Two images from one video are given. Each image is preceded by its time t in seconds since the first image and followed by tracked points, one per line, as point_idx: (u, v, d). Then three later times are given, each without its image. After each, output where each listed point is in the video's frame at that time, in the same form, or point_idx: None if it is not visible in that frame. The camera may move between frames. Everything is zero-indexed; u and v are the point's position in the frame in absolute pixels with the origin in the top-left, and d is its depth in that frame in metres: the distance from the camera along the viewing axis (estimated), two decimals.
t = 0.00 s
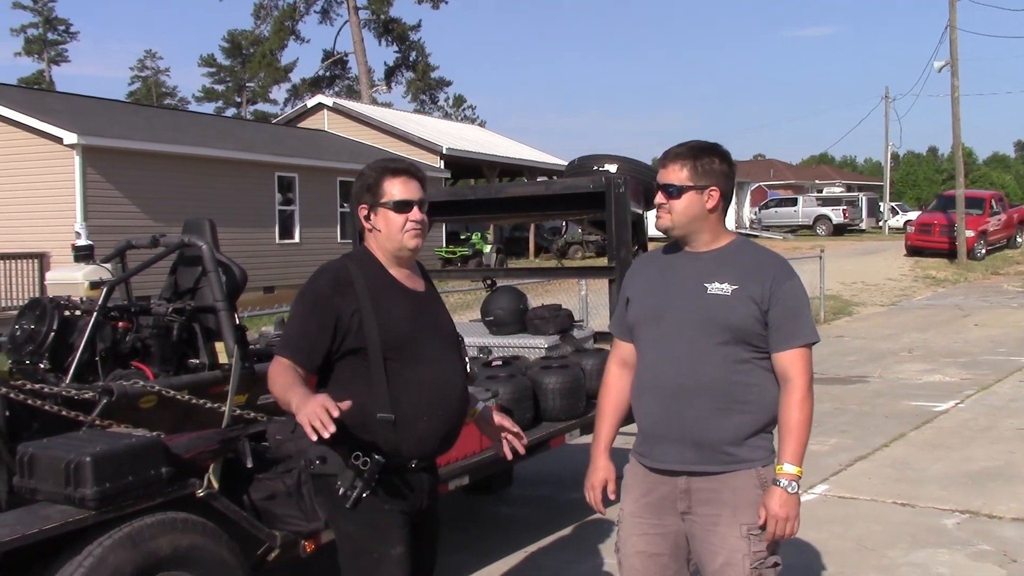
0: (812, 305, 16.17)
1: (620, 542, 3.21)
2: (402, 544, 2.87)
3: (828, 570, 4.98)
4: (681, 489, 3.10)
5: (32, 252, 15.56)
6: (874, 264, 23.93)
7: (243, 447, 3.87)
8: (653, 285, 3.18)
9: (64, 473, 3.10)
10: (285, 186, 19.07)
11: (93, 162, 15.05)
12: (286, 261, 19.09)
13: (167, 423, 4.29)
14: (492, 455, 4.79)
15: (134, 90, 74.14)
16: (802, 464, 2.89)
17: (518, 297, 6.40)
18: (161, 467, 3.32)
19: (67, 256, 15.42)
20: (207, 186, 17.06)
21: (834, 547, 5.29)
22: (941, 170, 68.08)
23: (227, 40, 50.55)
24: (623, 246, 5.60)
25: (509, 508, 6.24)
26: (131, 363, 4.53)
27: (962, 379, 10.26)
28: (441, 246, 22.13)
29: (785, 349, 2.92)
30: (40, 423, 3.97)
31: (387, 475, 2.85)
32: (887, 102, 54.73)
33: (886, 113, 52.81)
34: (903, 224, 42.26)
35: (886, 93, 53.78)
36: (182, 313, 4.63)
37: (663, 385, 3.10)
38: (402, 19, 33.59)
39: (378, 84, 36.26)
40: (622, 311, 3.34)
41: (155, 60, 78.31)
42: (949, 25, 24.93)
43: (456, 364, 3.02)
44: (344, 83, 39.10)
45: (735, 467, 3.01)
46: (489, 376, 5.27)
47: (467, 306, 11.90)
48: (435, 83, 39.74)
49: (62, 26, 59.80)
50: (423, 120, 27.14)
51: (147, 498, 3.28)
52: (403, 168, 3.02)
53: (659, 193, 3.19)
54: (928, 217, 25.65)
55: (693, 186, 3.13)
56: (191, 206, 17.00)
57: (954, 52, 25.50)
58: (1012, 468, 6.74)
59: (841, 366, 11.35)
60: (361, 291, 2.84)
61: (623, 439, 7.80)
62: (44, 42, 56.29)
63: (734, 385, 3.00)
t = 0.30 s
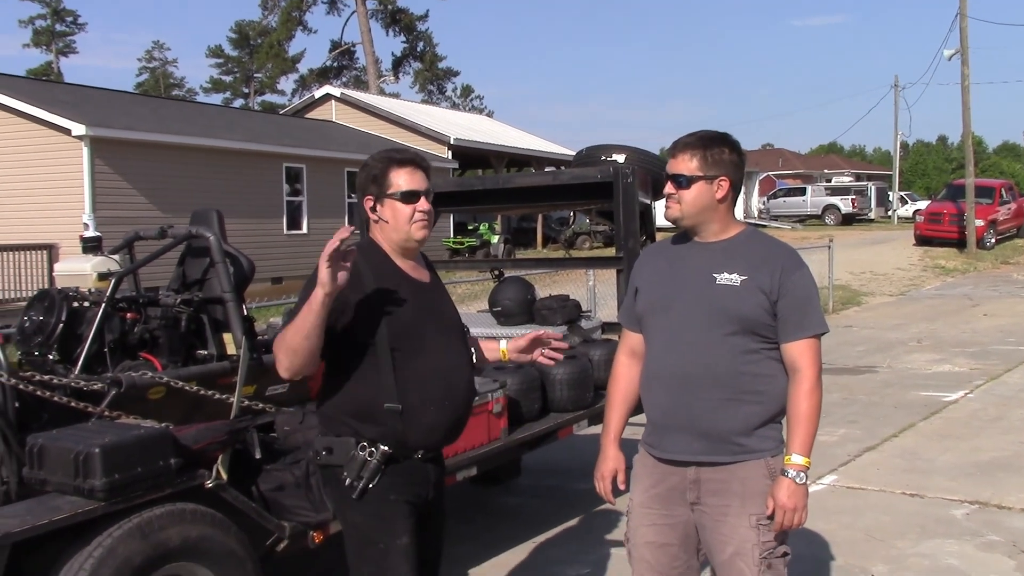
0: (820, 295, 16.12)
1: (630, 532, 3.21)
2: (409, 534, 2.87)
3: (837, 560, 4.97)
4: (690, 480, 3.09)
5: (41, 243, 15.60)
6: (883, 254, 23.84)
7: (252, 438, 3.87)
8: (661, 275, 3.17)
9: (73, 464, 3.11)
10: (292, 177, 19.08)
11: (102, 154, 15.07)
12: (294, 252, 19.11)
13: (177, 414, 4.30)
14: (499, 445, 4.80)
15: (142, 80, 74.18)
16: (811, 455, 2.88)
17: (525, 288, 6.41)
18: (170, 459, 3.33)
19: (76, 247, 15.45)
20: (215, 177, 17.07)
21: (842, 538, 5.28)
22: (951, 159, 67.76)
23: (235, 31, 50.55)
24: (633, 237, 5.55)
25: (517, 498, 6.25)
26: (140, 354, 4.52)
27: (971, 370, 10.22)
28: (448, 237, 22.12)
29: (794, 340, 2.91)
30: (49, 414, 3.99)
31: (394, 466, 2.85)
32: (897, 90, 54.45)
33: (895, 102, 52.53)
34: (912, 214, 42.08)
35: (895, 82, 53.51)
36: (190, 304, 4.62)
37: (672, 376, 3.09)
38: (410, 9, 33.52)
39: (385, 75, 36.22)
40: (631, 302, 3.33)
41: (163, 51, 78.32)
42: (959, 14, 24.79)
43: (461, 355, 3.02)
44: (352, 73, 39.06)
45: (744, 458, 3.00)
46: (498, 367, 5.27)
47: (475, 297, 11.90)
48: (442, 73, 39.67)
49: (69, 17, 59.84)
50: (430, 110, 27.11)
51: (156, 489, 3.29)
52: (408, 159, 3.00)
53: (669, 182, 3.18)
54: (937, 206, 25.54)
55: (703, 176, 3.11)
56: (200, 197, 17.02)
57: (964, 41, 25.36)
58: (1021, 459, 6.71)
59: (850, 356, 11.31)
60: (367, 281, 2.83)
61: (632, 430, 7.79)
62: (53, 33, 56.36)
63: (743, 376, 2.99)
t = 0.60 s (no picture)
0: (830, 288, 16.06)
1: (642, 525, 3.21)
2: (419, 527, 2.87)
3: (847, 552, 4.96)
4: (702, 472, 3.09)
5: (51, 237, 15.66)
6: (893, 247, 23.74)
7: (262, 431, 3.88)
8: (672, 267, 3.16)
9: (84, 457, 3.11)
10: (301, 170, 19.08)
11: (111, 148, 15.10)
12: (303, 245, 19.13)
13: (187, 407, 4.30)
14: (509, 439, 4.79)
15: (150, 75, 74.24)
16: (823, 447, 2.87)
17: (535, 280, 6.40)
18: (180, 452, 3.33)
19: (85, 242, 15.49)
20: (224, 171, 17.09)
21: (853, 531, 5.27)
22: (962, 151, 67.44)
23: (244, 25, 50.61)
24: (641, 229, 5.57)
25: (526, 491, 6.25)
26: (151, 348, 4.53)
27: (982, 362, 10.17)
28: (457, 230, 22.12)
29: (805, 332, 2.90)
30: (60, 407, 4.00)
31: (404, 458, 2.85)
32: (907, 82, 54.19)
33: (904, 94, 52.29)
34: (922, 206, 41.90)
35: (905, 74, 53.26)
36: (200, 298, 4.63)
37: (683, 368, 3.08)
38: (418, 2, 33.48)
39: (394, 68, 36.19)
40: (641, 294, 3.32)
41: (172, 46, 78.43)
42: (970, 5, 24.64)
43: (470, 346, 3.02)
44: (360, 67, 39.08)
45: (756, 449, 2.99)
46: (507, 360, 5.26)
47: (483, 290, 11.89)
48: (451, 66, 39.65)
49: (78, 12, 59.92)
50: (439, 103, 27.09)
51: (167, 482, 3.29)
52: (409, 148, 2.99)
53: (679, 175, 3.16)
54: (947, 199, 25.42)
55: (714, 169, 3.10)
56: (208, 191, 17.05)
57: (975, 32, 25.21)
58: None
59: (860, 349, 11.27)
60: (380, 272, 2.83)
61: (641, 423, 7.79)
62: (62, 27, 56.52)
63: (755, 368, 2.98)
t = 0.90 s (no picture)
0: (841, 280, 16.00)
1: (655, 519, 3.21)
2: (431, 522, 2.87)
3: (860, 546, 4.94)
4: (716, 466, 3.08)
5: (62, 234, 15.72)
6: (905, 239, 23.64)
7: (274, 426, 3.88)
8: (684, 262, 3.14)
9: (98, 453, 3.13)
10: (311, 166, 19.10)
11: (121, 145, 15.14)
12: (313, 241, 19.16)
13: (199, 403, 4.33)
14: (520, 433, 4.79)
15: (159, 71, 74.37)
16: (837, 439, 2.86)
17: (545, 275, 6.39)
18: (192, 447, 3.34)
19: (97, 238, 15.55)
20: (233, 166, 17.12)
21: (866, 524, 5.25)
22: (973, 142, 67.14)
23: (253, 21, 50.69)
24: (652, 223, 5.56)
25: (537, 485, 6.25)
26: (163, 344, 4.54)
27: (995, 355, 10.12)
28: (466, 224, 22.13)
29: (818, 324, 2.88)
30: (73, 403, 4.00)
31: (416, 454, 2.85)
32: (918, 72, 53.94)
33: (915, 86, 52.04)
34: (934, 198, 41.72)
35: (917, 65, 52.99)
36: (212, 294, 4.64)
37: (696, 363, 3.07)
38: None
39: (403, 63, 36.19)
40: (653, 289, 3.31)
41: (181, 42, 78.58)
42: None
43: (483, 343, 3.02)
44: (369, 62, 39.08)
45: (770, 443, 2.98)
46: (518, 354, 5.26)
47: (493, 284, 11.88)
48: (459, 61, 39.61)
49: (87, 9, 60.03)
50: (448, 98, 27.07)
51: (180, 477, 3.30)
52: (423, 148, 2.98)
53: (689, 168, 3.15)
54: (959, 190, 25.31)
55: (724, 162, 3.08)
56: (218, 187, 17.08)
57: (987, 23, 25.05)
58: None
59: (871, 342, 11.23)
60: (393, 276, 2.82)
61: (652, 417, 7.77)
62: (72, 24, 56.72)
63: (768, 361, 2.97)
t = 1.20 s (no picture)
0: (848, 277, 15.97)
1: (663, 516, 3.21)
2: (438, 521, 2.88)
3: (867, 543, 4.94)
4: (723, 463, 3.08)
5: (69, 233, 15.75)
6: (911, 236, 23.59)
7: (281, 425, 3.89)
8: (690, 259, 3.14)
9: (105, 452, 3.14)
10: (317, 165, 19.11)
11: (128, 144, 15.16)
12: (319, 239, 19.18)
13: (206, 401, 4.35)
14: (525, 431, 4.79)
15: (165, 71, 74.42)
16: (844, 435, 2.86)
17: (551, 273, 6.39)
18: (200, 446, 3.35)
19: (104, 237, 15.58)
20: (239, 165, 17.15)
21: (873, 521, 5.25)
22: (980, 138, 66.97)
23: (258, 19, 50.74)
24: (657, 220, 5.54)
25: (543, 483, 6.26)
26: (169, 343, 4.55)
27: (1002, 352, 10.09)
28: (472, 223, 22.14)
29: (825, 321, 2.89)
30: (80, 403, 4.02)
31: (423, 453, 2.86)
32: (925, 68, 53.80)
33: (921, 82, 51.91)
34: (940, 195, 41.62)
35: (924, 60, 52.85)
36: (218, 293, 4.65)
37: (703, 361, 3.07)
38: None
39: (408, 62, 36.19)
40: (659, 287, 3.31)
41: (187, 41, 78.66)
42: None
43: (489, 343, 3.02)
44: (374, 60, 39.11)
45: (777, 440, 2.98)
46: (523, 352, 5.26)
47: (498, 282, 11.89)
48: (464, 59, 39.58)
49: (94, 8, 60.13)
50: (453, 96, 27.06)
51: (187, 476, 3.32)
52: (438, 147, 3.00)
53: (695, 166, 3.15)
54: (966, 187, 25.24)
55: (730, 159, 3.08)
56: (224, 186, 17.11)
57: (993, 19, 24.97)
58: None
59: (878, 339, 11.20)
60: (398, 271, 2.82)
61: (658, 414, 7.78)
62: (78, 24, 56.82)
63: (775, 358, 2.97)
